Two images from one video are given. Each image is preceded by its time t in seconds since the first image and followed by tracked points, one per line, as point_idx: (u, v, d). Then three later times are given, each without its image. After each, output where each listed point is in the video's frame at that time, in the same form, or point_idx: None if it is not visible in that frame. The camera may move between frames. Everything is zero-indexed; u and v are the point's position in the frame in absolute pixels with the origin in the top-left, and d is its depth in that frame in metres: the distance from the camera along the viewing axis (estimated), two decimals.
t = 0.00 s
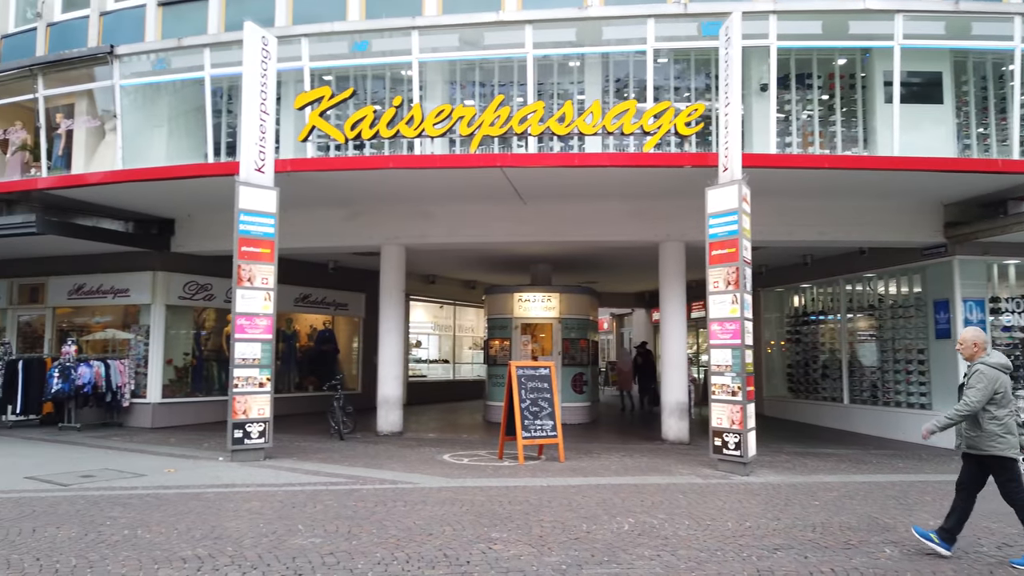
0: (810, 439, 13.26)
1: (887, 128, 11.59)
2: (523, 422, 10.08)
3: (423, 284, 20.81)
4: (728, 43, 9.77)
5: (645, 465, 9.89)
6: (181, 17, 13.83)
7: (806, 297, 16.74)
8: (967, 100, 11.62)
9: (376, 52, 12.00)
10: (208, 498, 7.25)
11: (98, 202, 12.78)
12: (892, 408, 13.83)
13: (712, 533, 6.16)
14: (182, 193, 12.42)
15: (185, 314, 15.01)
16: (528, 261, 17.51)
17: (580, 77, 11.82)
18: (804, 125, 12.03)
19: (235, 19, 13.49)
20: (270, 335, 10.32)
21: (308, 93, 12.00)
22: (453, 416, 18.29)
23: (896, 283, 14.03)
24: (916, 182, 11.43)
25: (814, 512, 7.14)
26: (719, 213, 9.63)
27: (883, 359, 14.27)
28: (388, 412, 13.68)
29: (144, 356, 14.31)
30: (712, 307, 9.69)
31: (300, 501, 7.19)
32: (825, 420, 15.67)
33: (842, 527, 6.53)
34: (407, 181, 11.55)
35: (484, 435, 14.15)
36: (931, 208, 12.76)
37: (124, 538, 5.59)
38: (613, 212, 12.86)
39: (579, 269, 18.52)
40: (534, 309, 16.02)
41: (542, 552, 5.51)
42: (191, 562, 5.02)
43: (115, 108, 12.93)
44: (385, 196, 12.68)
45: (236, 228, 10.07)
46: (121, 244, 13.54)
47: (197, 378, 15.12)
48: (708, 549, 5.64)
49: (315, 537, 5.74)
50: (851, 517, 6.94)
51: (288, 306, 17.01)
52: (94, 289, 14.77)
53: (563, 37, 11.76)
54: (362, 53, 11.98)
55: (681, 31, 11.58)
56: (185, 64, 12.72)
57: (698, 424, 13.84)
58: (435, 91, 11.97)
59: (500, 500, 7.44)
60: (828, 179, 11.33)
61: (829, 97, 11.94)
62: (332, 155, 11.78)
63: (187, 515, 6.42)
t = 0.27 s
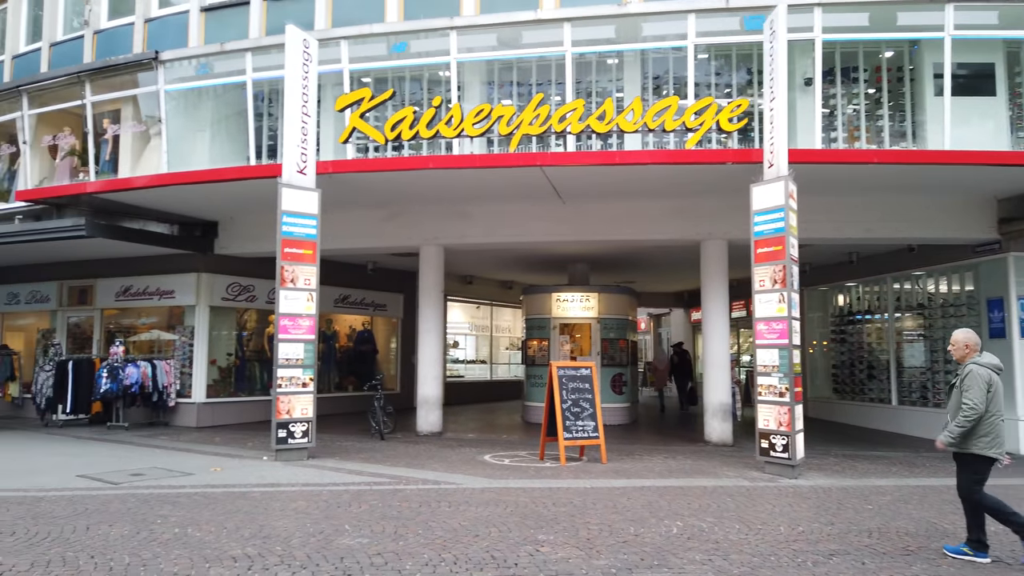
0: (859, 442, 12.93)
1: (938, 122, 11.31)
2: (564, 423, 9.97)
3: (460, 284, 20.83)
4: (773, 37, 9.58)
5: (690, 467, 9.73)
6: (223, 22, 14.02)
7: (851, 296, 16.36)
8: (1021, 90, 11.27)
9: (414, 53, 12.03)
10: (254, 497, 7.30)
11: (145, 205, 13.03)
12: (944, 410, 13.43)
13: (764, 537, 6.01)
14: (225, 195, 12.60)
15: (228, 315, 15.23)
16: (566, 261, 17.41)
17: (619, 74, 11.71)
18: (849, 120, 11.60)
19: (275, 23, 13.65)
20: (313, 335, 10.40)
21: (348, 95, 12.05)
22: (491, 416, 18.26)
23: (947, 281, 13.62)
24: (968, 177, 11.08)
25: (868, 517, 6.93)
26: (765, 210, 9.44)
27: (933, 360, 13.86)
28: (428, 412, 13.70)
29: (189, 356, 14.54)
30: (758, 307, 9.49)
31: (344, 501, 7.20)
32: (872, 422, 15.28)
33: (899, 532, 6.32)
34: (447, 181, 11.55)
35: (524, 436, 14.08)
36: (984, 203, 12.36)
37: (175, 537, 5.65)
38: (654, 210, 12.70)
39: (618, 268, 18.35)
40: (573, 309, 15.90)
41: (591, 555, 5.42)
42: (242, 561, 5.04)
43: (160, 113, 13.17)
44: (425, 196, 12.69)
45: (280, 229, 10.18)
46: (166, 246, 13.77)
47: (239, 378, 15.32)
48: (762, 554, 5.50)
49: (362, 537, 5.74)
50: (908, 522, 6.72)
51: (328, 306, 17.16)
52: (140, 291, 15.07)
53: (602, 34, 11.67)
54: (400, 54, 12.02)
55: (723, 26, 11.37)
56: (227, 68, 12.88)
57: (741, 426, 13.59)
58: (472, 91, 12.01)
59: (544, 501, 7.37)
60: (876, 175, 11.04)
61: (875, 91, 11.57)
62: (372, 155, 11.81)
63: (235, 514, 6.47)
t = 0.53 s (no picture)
0: (917, 444, 12.52)
1: (1000, 115, 10.86)
2: (612, 423, 9.84)
3: (502, 284, 20.81)
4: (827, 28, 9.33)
5: (742, 468, 9.52)
6: (270, 27, 14.21)
7: (906, 294, 15.87)
8: None
9: (458, 52, 12.04)
10: (305, 495, 7.35)
11: (195, 208, 13.29)
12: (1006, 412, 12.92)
13: (825, 540, 5.82)
14: (272, 197, 12.77)
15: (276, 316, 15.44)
16: (610, 260, 17.25)
17: (665, 69, 11.51)
18: (904, 112, 11.23)
19: (320, 26, 13.78)
20: (360, 335, 10.47)
21: (393, 95, 12.08)
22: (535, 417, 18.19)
23: (1009, 278, 13.11)
24: None
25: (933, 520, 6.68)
26: (819, 205, 9.19)
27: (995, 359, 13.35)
28: (472, 411, 13.69)
29: (238, 356, 14.78)
30: (812, 304, 9.24)
31: (393, 499, 7.20)
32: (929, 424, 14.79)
33: (968, 537, 6.07)
34: (492, 180, 11.53)
35: (569, 436, 13.98)
36: None
37: (230, 533, 5.71)
38: (701, 207, 12.49)
39: (662, 267, 18.13)
40: (617, 308, 15.69)
41: (646, 556, 5.31)
42: (297, 558, 5.06)
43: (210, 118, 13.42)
44: (469, 195, 12.68)
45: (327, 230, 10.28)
46: (216, 248, 14.03)
47: (288, 377, 15.53)
48: (824, 558, 5.33)
49: (414, 536, 5.72)
50: (977, 527, 6.45)
51: (372, 307, 17.27)
52: (191, 292, 15.38)
53: (648, 29, 11.51)
54: (444, 54, 12.04)
55: (772, 18, 11.13)
56: (274, 72, 13.06)
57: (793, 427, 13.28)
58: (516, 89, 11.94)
59: (595, 502, 7.27)
60: (934, 167, 10.67)
61: (931, 82, 11.14)
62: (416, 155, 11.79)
63: (287, 511, 6.53)
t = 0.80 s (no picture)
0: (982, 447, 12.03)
1: None
2: (664, 424, 9.65)
3: (547, 283, 20.71)
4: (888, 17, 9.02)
5: (799, 471, 9.25)
6: (317, 30, 14.33)
7: (967, 292, 15.30)
8: None
9: (504, 51, 11.94)
10: (359, 494, 7.36)
11: (246, 210, 13.49)
12: None
13: (895, 548, 5.59)
14: (321, 199, 12.87)
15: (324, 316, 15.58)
16: (657, 259, 17.00)
17: (714, 64, 11.22)
18: (964, 103, 10.78)
19: (366, 28, 13.90)
20: (409, 334, 10.47)
21: (440, 95, 12.07)
22: (582, 417, 18.04)
23: None
24: None
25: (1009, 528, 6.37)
26: (879, 200, 8.89)
27: None
28: (520, 411, 13.60)
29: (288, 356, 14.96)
30: (873, 303, 8.94)
31: (445, 499, 7.16)
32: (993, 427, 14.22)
33: None
34: (539, 179, 11.43)
35: (617, 437, 13.80)
36: None
37: (288, 532, 5.73)
38: (752, 204, 12.21)
39: (711, 265, 17.80)
40: (665, 308, 15.46)
41: (708, 562, 5.16)
42: (354, 558, 5.04)
43: (260, 121, 13.59)
44: (516, 194, 12.61)
45: (376, 230, 10.32)
46: (267, 249, 14.23)
47: (336, 377, 15.66)
48: (896, 566, 5.11)
49: (470, 537, 5.67)
50: None
51: (418, 307, 17.32)
52: (242, 293, 15.62)
53: (696, 23, 11.21)
54: (489, 53, 11.94)
55: (826, 8, 10.79)
56: (322, 75, 13.17)
57: (851, 429, 12.89)
58: (562, 87, 11.78)
59: (650, 504, 7.12)
60: (1001, 159, 10.23)
61: (994, 71, 10.70)
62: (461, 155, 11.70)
63: (342, 511, 6.54)
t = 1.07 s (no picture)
0: None
1: None
2: (716, 427, 9.44)
3: (592, 284, 20.54)
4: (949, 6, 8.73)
5: (859, 477, 8.96)
6: (362, 34, 14.43)
7: None
8: None
9: (549, 50, 11.81)
10: (410, 496, 7.34)
11: (294, 213, 13.65)
12: None
13: (969, 558, 5.34)
14: (368, 201, 12.94)
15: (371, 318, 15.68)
16: (704, 258, 16.71)
17: (764, 59, 10.91)
18: None
19: (411, 31, 13.93)
20: (457, 336, 10.45)
21: (486, 96, 11.99)
22: (628, 419, 17.83)
23: None
24: None
25: None
26: (942, 196, 8.58)
27: None
28: (566, 413, 13.49)
29: (336, 357, 15.09)
30: (936, 302, 8.60)
31: (497, 502, 7.09)
32: None
33: None
34: (586, 179, 11.30)
35: (666, 440, 13.58)
36: None
37: (342, 534, 5.73)
38: (806, 201, 11.88)
39: (760, 265, 17.43)
40: (714, 308, 15.18)
41: (772, 570, 4.99)
42: (409, 561, 5.01)
43: (307, 125, 13.67)
44: (562, 194, 12.50)
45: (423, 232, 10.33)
46: (315, 251, 14.37)
47: (382, 379, 15.74)
48: None
49: (524, 541, 5.59)
50: None
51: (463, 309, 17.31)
52: (290, 296, 15.81)
53: (745, 17, 10.94)
54: (534, 52, 11.85)
55: None
56: (368, 78, 13.23)
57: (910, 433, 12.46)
58: (607, 86, 11.57)
59: (706, 509, 6.94)
60: None
61: None
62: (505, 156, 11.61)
63: (394, 512, 6.52)
